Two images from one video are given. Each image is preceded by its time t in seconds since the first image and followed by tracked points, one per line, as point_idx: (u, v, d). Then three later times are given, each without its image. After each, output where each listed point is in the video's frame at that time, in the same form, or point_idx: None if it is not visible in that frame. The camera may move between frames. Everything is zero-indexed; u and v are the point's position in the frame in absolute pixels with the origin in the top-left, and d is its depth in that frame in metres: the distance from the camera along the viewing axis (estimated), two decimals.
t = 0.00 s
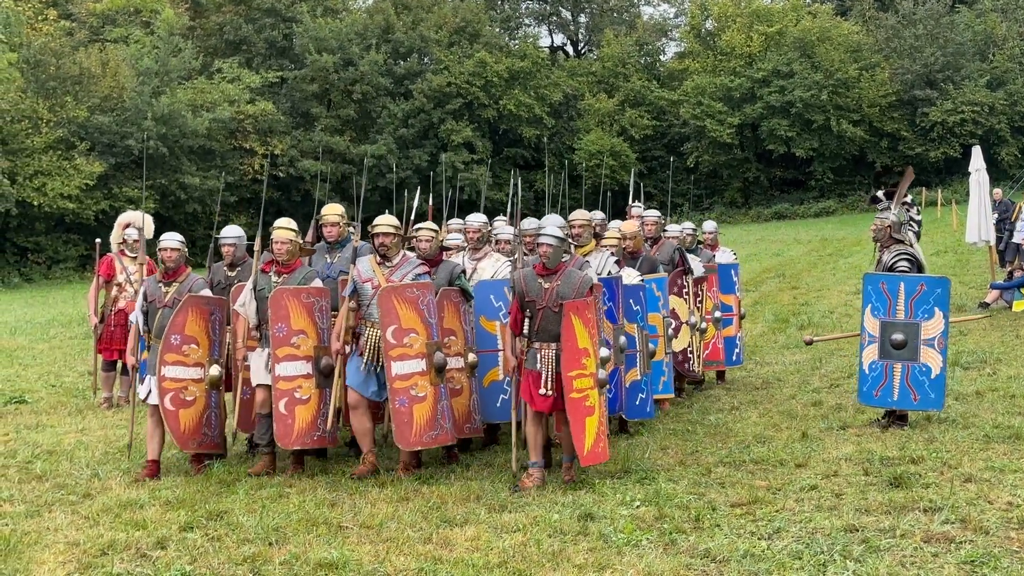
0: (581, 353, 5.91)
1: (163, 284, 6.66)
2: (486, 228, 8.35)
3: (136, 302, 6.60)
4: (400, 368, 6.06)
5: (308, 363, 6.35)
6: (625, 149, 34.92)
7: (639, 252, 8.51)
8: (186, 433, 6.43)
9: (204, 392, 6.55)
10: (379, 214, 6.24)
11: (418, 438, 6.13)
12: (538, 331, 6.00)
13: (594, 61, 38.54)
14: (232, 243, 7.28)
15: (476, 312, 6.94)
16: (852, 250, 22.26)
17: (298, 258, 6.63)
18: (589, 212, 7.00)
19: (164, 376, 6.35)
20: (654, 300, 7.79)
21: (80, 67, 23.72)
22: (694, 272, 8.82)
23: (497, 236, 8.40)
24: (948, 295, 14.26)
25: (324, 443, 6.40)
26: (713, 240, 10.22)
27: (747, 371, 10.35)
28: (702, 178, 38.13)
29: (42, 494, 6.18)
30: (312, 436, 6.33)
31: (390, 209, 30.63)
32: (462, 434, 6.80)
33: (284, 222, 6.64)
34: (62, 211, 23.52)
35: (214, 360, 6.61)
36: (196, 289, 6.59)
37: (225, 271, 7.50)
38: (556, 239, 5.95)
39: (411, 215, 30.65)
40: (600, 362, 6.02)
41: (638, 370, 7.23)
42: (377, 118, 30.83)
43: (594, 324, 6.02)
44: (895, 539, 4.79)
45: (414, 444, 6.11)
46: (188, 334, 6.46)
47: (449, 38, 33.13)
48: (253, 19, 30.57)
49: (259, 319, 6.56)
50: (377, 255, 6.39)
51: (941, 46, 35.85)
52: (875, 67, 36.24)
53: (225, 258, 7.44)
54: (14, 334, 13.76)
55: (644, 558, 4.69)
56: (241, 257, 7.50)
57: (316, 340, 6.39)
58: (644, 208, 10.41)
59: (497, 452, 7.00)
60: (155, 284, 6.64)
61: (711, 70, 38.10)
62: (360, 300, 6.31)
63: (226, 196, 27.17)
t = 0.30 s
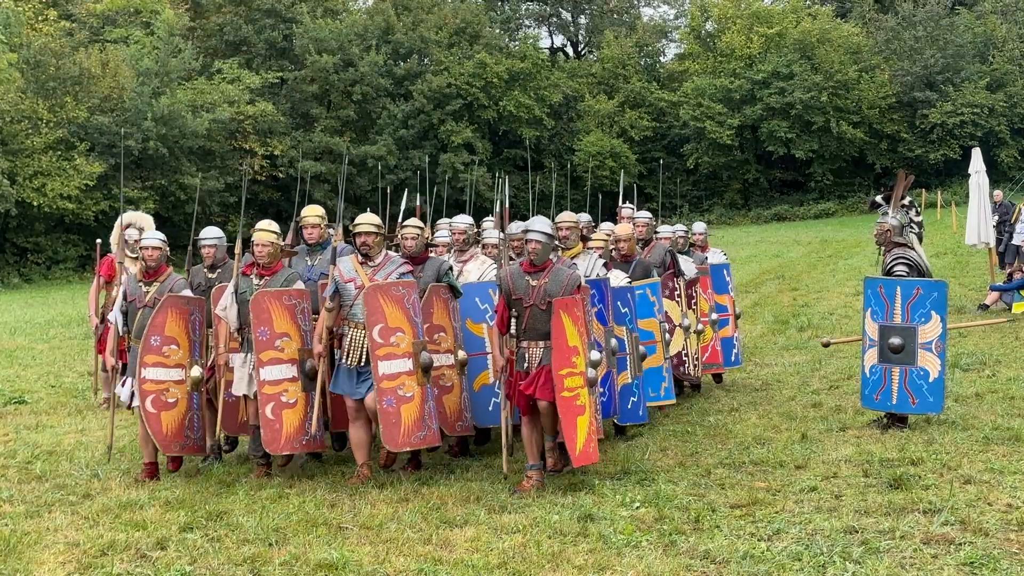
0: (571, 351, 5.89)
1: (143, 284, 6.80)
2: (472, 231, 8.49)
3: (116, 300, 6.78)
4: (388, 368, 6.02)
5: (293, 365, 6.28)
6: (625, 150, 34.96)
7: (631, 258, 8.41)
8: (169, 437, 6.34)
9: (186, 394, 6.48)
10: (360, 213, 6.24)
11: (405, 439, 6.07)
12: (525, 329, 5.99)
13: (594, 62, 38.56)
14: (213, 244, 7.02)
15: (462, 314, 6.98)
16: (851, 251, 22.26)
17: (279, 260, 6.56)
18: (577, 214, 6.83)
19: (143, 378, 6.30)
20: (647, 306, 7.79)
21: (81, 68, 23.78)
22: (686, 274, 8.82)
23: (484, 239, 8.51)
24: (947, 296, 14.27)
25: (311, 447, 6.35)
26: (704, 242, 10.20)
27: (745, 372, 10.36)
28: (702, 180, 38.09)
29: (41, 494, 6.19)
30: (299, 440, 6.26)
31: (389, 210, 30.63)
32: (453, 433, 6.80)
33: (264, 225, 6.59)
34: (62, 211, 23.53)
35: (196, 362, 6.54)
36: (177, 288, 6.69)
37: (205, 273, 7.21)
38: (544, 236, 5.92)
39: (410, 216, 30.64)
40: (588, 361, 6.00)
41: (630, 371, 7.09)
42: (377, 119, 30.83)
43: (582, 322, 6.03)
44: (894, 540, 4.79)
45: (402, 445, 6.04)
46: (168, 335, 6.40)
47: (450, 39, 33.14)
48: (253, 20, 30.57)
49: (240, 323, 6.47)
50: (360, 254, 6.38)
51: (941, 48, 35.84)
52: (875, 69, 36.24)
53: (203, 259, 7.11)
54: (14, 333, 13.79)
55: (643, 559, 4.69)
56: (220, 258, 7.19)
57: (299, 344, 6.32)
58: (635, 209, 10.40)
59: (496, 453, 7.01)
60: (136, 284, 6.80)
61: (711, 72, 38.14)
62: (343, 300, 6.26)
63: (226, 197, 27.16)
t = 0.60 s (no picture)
0: (563, 360, 5.81)
1: (130, 289, 6.61)
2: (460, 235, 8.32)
3: (102, 304, 6.62)
4: (376, 376, 5.89)
5: (277, 374, 6.18)
6: (624, 151, 34.99)
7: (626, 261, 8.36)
8: (151, 447, 6.15)
9: (171, 404, 6.29)
10: (350, 218, 6.07)
11: (391, 449, 5.92)
12: (519, 336, 5.91)
13: (593, 64, 38.61)
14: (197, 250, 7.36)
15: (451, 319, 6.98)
16: (850, 253, 22.28)
17: (264, 266, 6.52)
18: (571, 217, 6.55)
19: (128, 386, 6.11)
20: (642, 309, 7.59)
21: (79, 68, 23.63)
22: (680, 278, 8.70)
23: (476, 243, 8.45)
24: (946, 298, 14.27)
25: (293, 457, 6.25)
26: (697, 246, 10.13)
27: (743, 374, 10.37)
28: (701, 182, 38.10)
29: (40, 495, 6.19)
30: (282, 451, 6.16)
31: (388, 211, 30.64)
32: (439, 445, 6.75)
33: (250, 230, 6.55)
34: (61, 212, 23.53)
35: (181, 371, 6.38)
36: (165, 294, 6.49)
37: (193, 280, 7.47)
38: (539, 241, 5.90)
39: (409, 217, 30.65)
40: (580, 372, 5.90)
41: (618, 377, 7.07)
42: (376, 120, 30.85)
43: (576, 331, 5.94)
44: (891, 541, 4.79)
45: (388, 455, 5.89)
46: (154, 343, 6.24)
47: (448, 41, 33.18)
48: (252, 21, 30.59)
49: (223, 328, 6.45)
50: (347, 260, 6.21)
51: (939, 50, 35.84)
52: (873, 71, 36.30)
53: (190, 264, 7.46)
54: (11, 335, 13.79)
55: (641, 560, 4.69)
56: (208, 265, 7.46)
57: (285, 351, 6.24)
58: (630, 213, 10.34)
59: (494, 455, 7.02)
60: (123, 288, 6.61)
61: (710, 73, 38.19)
62: (329, 307, 6.12)
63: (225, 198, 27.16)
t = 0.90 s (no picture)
0: (555, 360, 5.70)
1: (113, 289, 6.37)
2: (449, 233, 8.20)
3: (85, 306, 6.37)
4: (361, 377, 5.83)
5: (258, 374, 6.14)
6: (622, 154, 34.98)
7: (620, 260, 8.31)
8: (136, 449, 6.14)
9: (155, 404, 6.28)
10: (337, 214, 6.00)
11: (377, 451, 5.88)
12: (510, 336, 5.82)
13: (592, 66, 38.66)
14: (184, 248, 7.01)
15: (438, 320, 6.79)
16: (848, 256, 22.27)
17: (248, 263, 6.45)
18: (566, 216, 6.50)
19: (112, 387, 6.07)
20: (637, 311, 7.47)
21: (77, 70, 23.50)
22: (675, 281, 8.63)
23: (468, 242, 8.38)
24: (944, 302, 14.27)
25: (272, 459, 6.20)
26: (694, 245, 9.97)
27: (742, 377, 10.37)
28: (699, 184, 38.07)
29: (37, 496, 6.19)
30: (264, 452, 6.14)
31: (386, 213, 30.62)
32: (422, 448, 6.58)
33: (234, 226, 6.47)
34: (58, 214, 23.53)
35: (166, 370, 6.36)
36: (149, 293, 6.35)
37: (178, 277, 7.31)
38: (532, 240, 5.72)
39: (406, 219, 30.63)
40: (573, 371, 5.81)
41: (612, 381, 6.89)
42: (374, 122, 30.87)
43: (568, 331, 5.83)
44: (889, 545, 4.80)
45: (372, 457, 5.85)
46: (138, 343, 6.21)
47: (447, 43, 33.19)
48: (250, 23, 30.60)
49: (206, 326, 6.31)
50: (335, 257, 6.19)
51: (938, 53, 35.82)
52: (871, 74, 36.32)
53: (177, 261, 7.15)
54: (9, 336, 13.76)
55: (640, 562, 4.69)
56: (192, 262, 7.18)
57: (266, 351, 6.19)
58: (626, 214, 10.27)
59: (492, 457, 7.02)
60: (105, 289, 6.37)
61: (708, 76, 38.21)
62: (317, 304, 6.08)
63: (223, 200, 27.13)
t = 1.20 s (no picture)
0: (542, 364, 5.64)
1: (91, 293, 6.27)
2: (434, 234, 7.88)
3: (60, 312, 6.22)
4: (346, 385, 5.76)
5: (240, 383, 6.09)
6: (621, 155, 35.00)
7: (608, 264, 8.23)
8: (119, 458, 6.12)
9: (136, 413, 6.24)
10: (314, 220, 5.91)
11: (367, 459, 5.81)
12: (497, 341, 5.74)
13: (591, 67, 38.72)
14: (163, 252, 7.05)
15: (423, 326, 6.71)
16: (846, 258, 22.27)
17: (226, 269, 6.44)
18: (553, 221, 6.40)
19: (91, 397, 6.05)
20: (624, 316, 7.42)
21: (77, 71, 23.47)
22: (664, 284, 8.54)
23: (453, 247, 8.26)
24: (943, 304, 14.27)
25: (258, 468, 6.18)
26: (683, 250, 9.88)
27: (742, 379, 10.36)
28: (698, 186, 38.02)
29: (36, 498, 6.19)
30: (251, 462, 6.11)
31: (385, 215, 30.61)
32: (412, 454, 6.60)
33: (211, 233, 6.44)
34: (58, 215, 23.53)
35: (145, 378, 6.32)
36: (126, 299, 6.25)
37: (156, 281, 7.25)
38: (515, 242, 5.67)
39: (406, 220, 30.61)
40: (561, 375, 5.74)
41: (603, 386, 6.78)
42: (373, 123, 30.90)
43: (554, 334, 5.77)
44: (889, 545, 4.80)
45: (363, 465, 5.77)
46: (116, 350, 6.17)
47: (446, 44, 33.20)
48: (249, 24, 30.61)
49: (184, 334, 6.32)
50: (313, 263, 6.08)
51: (936, 55, 35.80)
52: (870, 76, 36.37)
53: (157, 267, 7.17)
54: (7, 337, 13.74)
55: (639, 563, 4.69)
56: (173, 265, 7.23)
57: (247, 358, 6.14)
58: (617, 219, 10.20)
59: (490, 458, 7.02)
60: (82, 294, 6.26)
61: (707, 77, 38.24)
62: (296, 311, 6.02)
63: (222, 200, 27.11)
